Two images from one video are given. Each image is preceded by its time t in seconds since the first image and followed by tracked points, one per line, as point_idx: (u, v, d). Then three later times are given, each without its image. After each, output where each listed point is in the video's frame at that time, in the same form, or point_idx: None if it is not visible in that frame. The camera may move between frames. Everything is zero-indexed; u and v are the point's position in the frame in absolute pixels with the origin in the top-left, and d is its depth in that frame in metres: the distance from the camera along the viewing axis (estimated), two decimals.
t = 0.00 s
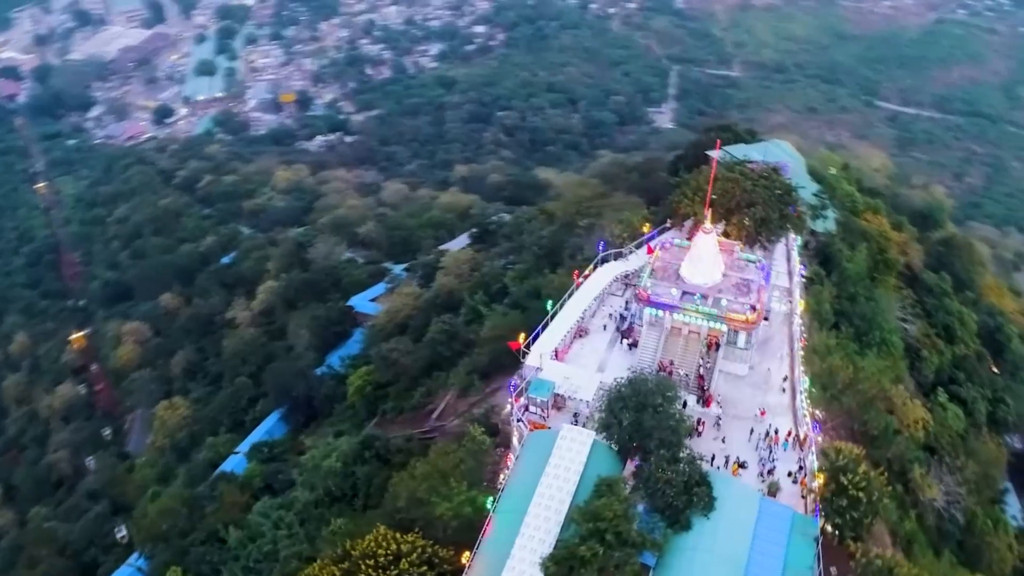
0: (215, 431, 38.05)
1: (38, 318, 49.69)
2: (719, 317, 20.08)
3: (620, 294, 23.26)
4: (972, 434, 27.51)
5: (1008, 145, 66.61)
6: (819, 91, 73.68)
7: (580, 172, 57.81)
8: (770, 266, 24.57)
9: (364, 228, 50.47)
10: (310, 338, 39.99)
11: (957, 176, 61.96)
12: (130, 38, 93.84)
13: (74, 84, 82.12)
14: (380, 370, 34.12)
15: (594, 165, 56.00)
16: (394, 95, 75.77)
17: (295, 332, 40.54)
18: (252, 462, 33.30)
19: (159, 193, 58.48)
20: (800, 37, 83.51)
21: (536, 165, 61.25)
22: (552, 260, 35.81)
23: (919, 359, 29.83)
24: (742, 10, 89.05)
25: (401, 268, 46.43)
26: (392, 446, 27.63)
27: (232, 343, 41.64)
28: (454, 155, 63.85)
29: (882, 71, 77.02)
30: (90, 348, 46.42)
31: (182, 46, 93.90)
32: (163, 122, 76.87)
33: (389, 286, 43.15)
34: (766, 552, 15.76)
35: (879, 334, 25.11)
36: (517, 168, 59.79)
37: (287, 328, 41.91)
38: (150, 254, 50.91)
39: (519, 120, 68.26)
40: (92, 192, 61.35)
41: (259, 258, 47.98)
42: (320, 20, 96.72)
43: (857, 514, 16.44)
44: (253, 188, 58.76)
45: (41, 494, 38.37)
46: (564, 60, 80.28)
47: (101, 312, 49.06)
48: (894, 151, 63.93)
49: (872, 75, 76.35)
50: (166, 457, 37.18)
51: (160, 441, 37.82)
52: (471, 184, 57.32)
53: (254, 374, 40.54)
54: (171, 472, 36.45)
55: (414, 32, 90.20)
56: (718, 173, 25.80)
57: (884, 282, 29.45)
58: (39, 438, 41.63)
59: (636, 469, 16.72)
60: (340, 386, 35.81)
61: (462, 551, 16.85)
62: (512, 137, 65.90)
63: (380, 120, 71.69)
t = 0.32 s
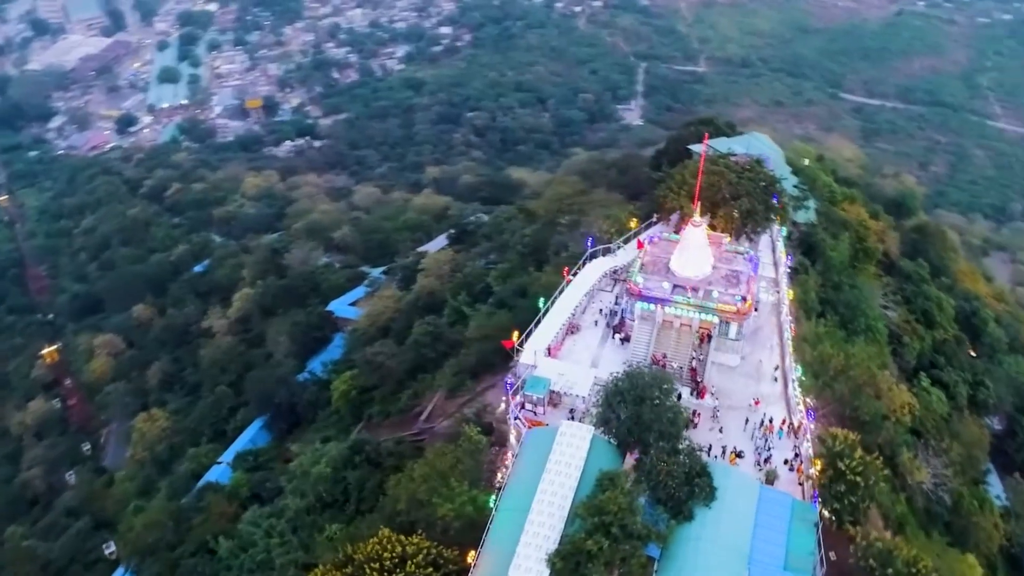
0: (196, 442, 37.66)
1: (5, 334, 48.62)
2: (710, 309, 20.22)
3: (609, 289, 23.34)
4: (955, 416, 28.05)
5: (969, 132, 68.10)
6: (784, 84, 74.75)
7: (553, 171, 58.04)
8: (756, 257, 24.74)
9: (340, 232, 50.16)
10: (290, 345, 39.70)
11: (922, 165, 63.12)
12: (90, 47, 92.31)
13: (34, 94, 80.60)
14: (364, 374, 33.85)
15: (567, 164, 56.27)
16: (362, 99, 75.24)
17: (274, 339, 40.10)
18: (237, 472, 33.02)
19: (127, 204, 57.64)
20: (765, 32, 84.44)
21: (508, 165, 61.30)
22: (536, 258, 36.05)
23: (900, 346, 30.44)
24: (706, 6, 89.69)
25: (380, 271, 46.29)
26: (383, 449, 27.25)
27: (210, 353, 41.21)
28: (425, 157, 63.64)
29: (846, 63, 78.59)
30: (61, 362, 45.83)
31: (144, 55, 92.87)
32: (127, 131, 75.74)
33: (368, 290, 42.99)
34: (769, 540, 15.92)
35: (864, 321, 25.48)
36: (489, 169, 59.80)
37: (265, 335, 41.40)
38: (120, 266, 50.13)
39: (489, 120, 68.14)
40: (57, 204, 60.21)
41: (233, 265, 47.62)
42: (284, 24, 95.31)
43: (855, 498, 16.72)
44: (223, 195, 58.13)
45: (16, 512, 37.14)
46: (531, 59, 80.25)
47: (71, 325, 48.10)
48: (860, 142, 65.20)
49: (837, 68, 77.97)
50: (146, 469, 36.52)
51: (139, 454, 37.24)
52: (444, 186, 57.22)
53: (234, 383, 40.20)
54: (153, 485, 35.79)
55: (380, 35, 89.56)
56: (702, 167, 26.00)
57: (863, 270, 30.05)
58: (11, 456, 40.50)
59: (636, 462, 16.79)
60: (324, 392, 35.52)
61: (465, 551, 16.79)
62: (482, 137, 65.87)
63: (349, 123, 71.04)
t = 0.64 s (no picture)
0: (178, 452, 37.00)
1: None
2: (702, 302, 20.39)
3: (598, 285, 23.46)
4: (937, 400, 28.46)
5: (933, 122, 69.73)
6: (751, 78, 75.52)
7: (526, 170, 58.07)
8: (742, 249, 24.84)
9: (315, 237, 49.90)
10: (270, 351, 38.98)
11: (888, 155, 64.14)
12: (52, 56, 90.78)
13: None
14: (349, 378, 33.35)
15: (540, 163, 56.50)
16: (330, 102, 74.67)
17: (254, 346, 39.43)
18: (222, 481, 32.71)
19: (94, 215, 56.88)
20: (730, 28, 85.28)
21: (480, 165, 61.11)
22: (520, 257, 35.86)
23: (882, 333, 31.03)
24: (672, 2, 90.17)
25: (359, 275, 45.95)
26: (374, 452, 27.26)
27: (189, 362, 41.07)
28: (396, 160, 63.28)
29: (811, 56, 79.89)
30: (33, 377, 44.67)
31: (105, 62, 90.62)
32: (91, 140, 74.29)
33: (348, 294, 43.07)
34: (769, 528, 16.08)
35: (849, 310, 25.83)
36: (461, 169, 59.66)
37: (244, 343, 40.92)
38: (89, 277, 49.46)
39: (459, 121, 68.24)
40: (21, 216, 59.03)
41: (207, 273, 47.37)
42: (248, 29, 93.88)
43: (852, 483, 17.01)
44: (193, 203, 57.52)
45: None
46: (499, 59, 80.18)
47: (42, 339, 47.16)
48: (829, 133, 66.07)
49: (802, 62, 79.08)
50: (127, 482, 35.78)
51: (118, 466, 36.52)
52: (417, 187, 57.08)
53: (214, 392, 39.72)
54: (135, 497, 35.17)
55: (346, 37, 88.84)
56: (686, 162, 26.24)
57: (844, 259, 30.50)
58: None
59: (634, 456, 16.86)
60: (309, 398, 35.38)
61: (467, 551, 16.66)
62: (453, 138, 65.78)
63: (318, 128, 70.54)
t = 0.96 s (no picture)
0: (154, 466, 36.14)
1: None
2: (689, 293, 20.55)
3: (583, 281, 23.49)
4: (916, 383, 28.82)
5: (892, 112, 71.53)
6: (712, 73, 76.57)
7: (494, 170, 58.19)
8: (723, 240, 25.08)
9: (285, 244, 49.43)
10: (245, 359, 38.88)
11: (849, 145, 65.33)
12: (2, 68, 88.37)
13: None
14: (328, 384, 33.31)
15: (508, 163, 56.74)
16: (292, 107, 73.92)
17: (227, 354, 39.47)
18: (204, 492, 32.27)
19: (55, 229, 55.75)
20: (690, 23, 86.27)
21: (446, 166, 60.88)
22: (500, 257, 35.76)
23: (860, 319, 31.74)
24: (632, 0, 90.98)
25: (332, 280, 45.68)
26: (361, 457, 27.17)
27: (162, 375, 40.42)
28: (361, 163, 62.77)
29: (771, 50, 81.09)
30: None
31: (59, 72, 88.39)
32: (47, 152, 72.58)
33: (323, 299, 42.92)
34: (766, 514, 16.27)
35: (830, 297, 26.21)
36: (427, 171, 59.40)
37: (218, 353, 40.42)
38: (53, 292, 48.44)
39: (424, 123, 68.10)
40: None
41: (177, 283, 46.74)
42: (206, 36, 92.52)
43: (844, 466, 17.41)
44: (157, 213, 56.64)
45: None
46: (461, 60, 80.14)
47: (6, 356, 45.91)
48: (792, 125, 67.05)
49: (761, 55, 80.29)
50: (103, 498, 34.97)
51: (94, 483, 35.83)
52: (385, 191, 56.78)
53: (190, 403, 39.06)
54: (113, 513, 34.40)
55: (306, 42, 88.01)
56: (666, 156, 26.48)
57: (820, 247, 30.89)
58: None
59: (630, 449, 16.94)
60: (289, 405, 35.09)
61: (467, 550, 16.54)
62: (419, 141, 65.64)
63: (280, 133, 69.69)
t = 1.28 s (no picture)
0: (132, 482, 35.53)
1: None
2: (675, 285, 20.73)
3: (568, 277, 23.58)
4: (895, 366, 29.24)
5: (851, 103, 73.25)
6: (673, 68, 77.60)
7: (461, 171, 58.29)
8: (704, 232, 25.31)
9: (255, 251, 48.77)
10: (220, 369, 38.43)
11: (811, 136, 66.30)
12: None
13: None
14: (308, 391, 32.81)
15: (475, 163, 56.90)
16: (252, 114, 72.66)
17: (201, 365, 38.97)
18: (186, 505, 31.80)
19: (14, 244, 54.48)
20: (649, 19, 86.92)
21: (412, 168, 60.64)
22: (480, 257, 35.62)
23: (837, 306, 32.34)
24: None
25: (306, 287, 45.69)
26: (349, 461, 27.11)
27: (133, 389, 39.66)
28: (325, 168, 62.19)
29: (730, 44, 81.99)
30: None
31: (8, 85, 84.08)
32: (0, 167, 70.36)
33: (298, 306, 43.05)
34: (762, 500, 16.50)
35: (809, 285, 26.60)
36: (394, 174, 59.16)
37: (191, 363, 39.74)
38: (15, 309, 47.31)
39: (387, 126, 67.95)
40: None
41: (145, 296, 45.99)
42: (161, 43, 89.40)
43: (836, 450, 17.70)
44: (120, 225, 55.65)
45: None
46: (422, 62, 79.82)
47: None
48: (756, 118, 67.80)
49: (721, 50, 81.21)
50: (79, 516, 34.23)
51: (68, 502, 35.01)
52: (352, 195, 56.39)
53: (165, 416, 38.40)
54: (90, 530, 33.67)
55: (264, 47, 86.64)
56: (645, 150, 26.69)
57: (797, 236, 31.37)
58: None
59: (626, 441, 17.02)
60: (268, 414, 35.09)
61: (470, 549, 16.49)
62: (383, 144, 65.32)
63: (242, 140, 68.52)
